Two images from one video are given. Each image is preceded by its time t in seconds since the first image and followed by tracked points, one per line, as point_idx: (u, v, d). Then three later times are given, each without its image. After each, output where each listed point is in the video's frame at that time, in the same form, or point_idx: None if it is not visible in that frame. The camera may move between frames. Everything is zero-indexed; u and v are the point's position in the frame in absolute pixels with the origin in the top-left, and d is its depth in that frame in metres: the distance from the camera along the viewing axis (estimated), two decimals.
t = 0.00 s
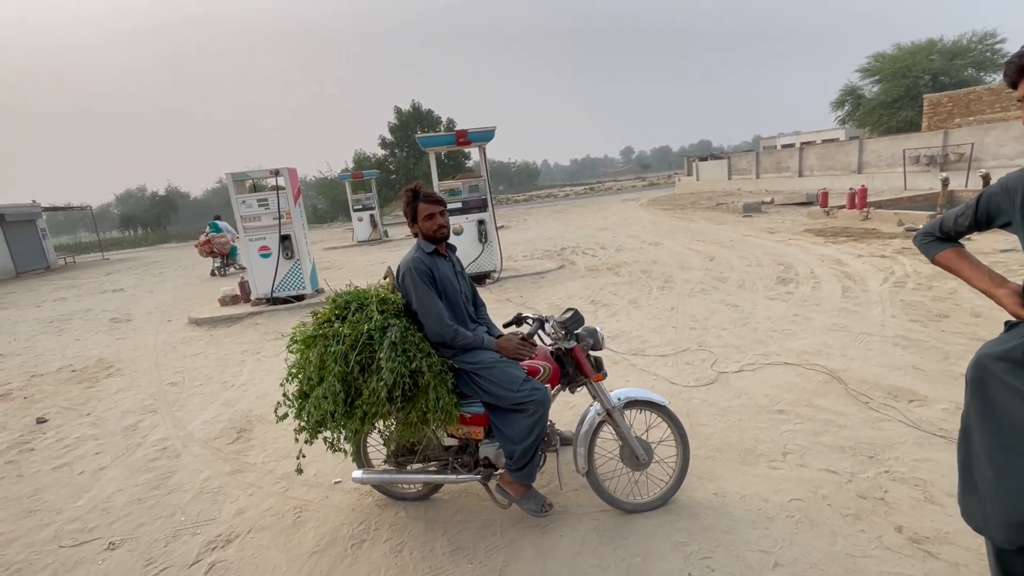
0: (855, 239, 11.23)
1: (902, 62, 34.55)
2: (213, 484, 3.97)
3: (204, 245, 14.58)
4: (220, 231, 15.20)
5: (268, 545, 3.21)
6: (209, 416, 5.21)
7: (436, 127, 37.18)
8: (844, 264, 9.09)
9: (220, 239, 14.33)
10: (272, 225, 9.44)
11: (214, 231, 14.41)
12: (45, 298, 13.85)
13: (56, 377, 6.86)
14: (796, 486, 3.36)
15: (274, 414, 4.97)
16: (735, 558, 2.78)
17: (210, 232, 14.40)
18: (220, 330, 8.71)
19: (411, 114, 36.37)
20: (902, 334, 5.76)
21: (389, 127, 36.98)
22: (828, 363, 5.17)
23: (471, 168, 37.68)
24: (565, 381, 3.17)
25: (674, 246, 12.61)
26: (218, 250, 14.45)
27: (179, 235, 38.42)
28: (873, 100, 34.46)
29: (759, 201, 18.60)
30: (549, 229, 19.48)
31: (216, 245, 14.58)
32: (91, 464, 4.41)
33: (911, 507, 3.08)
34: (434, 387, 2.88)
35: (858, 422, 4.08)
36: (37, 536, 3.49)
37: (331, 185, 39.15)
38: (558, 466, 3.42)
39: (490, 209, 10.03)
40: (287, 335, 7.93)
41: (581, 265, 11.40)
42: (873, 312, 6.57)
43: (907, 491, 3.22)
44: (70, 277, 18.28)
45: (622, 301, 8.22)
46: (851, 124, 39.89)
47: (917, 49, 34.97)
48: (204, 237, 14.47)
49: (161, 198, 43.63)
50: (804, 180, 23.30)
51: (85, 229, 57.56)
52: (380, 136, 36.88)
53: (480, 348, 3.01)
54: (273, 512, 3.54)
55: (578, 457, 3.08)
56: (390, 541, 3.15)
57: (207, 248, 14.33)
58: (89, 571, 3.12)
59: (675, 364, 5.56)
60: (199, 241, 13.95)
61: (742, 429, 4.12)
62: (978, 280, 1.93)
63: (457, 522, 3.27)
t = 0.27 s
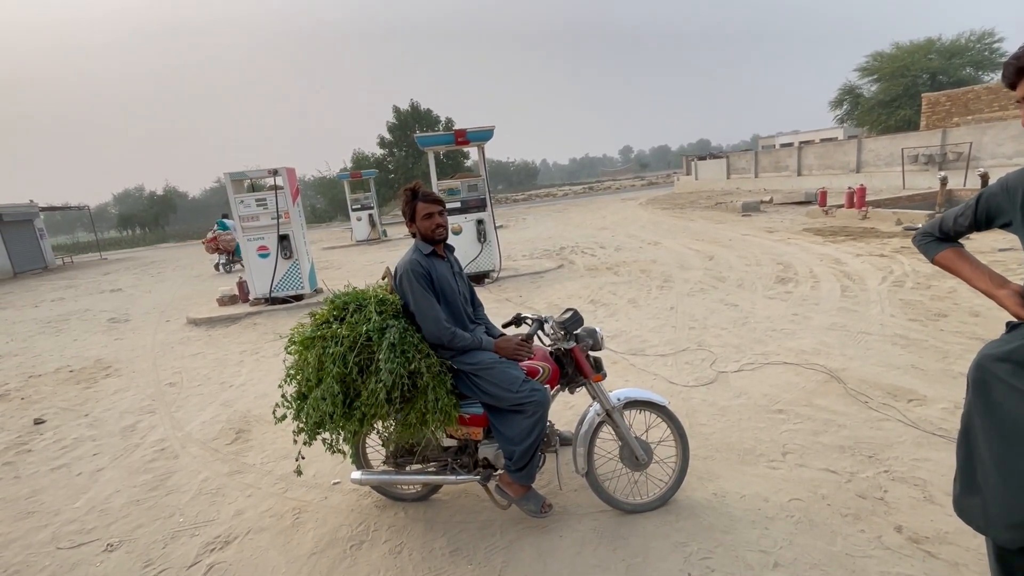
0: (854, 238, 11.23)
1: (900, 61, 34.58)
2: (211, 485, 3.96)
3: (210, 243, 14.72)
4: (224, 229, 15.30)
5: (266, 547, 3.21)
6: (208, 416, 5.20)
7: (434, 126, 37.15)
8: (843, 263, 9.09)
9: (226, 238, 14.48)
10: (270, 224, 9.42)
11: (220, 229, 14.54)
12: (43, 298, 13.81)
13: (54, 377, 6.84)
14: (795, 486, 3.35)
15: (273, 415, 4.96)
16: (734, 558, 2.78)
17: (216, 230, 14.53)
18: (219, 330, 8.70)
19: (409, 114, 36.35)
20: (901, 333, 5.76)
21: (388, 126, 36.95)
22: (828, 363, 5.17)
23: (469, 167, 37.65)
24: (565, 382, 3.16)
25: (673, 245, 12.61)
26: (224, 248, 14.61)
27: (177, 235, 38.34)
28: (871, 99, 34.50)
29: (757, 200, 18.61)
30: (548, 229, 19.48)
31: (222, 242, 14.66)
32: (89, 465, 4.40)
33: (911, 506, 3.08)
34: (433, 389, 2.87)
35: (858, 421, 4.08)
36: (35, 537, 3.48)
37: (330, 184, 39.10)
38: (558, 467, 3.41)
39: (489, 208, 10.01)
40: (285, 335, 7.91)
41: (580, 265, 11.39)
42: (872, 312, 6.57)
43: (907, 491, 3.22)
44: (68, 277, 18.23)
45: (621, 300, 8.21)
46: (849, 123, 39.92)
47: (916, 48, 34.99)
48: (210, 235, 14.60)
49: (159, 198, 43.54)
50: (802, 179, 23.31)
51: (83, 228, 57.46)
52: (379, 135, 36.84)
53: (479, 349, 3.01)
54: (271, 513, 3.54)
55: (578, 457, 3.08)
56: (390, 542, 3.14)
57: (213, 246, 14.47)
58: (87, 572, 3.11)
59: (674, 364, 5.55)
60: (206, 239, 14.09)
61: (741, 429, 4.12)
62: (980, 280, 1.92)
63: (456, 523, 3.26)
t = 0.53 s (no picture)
0: (850, 238, 11.26)
1: (896, 61, 34.69)
2: (207, 486, 3.95)
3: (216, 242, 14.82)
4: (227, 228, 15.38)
5: (263, 548, 3.20)
6: (204, 417, 5.18)
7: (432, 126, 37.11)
8: (840, 263, 9.12)
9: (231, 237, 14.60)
10: (267, 224, 9.40)
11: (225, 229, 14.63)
12: (38, 299, 13.75)
13: (49, 378, 6.81)
14: (791, 486, 3.36)
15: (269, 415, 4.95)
16: (731, 558, 2.78)
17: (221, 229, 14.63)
18: (215, 330, 8.67)
19: (407, 113, 36.31)
20: (897, 333, 5.78)
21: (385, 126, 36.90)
22: (824, 362, 5.18)
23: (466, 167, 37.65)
24: (562, 382, 3.16)
25: (671, 245, 12.62)
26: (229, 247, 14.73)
27: (173, 235, 38.20)
28: (867, 100, 34.61)
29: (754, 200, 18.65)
30: (546, 229, 19.49)
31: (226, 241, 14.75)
32: (84, 466, 4.38)
33: (906, 505, 3.09)
34: (430, 389, 2.87)
35: (854, 421, 4.10)
36: (30, 539, 3.47)
37: (327, 184, 39.01)
38: (555, 466, 3.42)
39: (486, 208, 10.00)
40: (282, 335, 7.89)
41: (577, 264, 11.40)
42: (868, 311, 6.59)
43: (902, 490, 3.23)
44: (63, 278, 18.14)
45: (618, 300, 8.22)
46: (846, 123, 40.04)
47: (911, 48, 35.12)
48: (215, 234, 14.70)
49: (155, 198, 43.40)
50: (799, 179, 23.37)
51: (79, 229, 57.22)
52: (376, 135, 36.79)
53: (475, 350, 3.01)
54: (268, 514, 3.53)
55: (575, 457, 3.08)
56: (386, 543, 3.13)
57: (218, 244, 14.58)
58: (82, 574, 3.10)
59: (671, 364, 5.56)
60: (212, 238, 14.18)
61: (738, 429, 4.12)
62: (973, 280, 1.92)
63: (454, 523, 3.26)
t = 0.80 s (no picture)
0: (845, 238, 11.31)
1: (891, 62, 34.86)
2: (202, 487, 3.93)
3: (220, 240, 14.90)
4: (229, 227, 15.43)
5: (258, 549, 3.19)
6: (199, 418, 5.16)
7: (428, 126, 37.10)
8: (835, 263, 9.15)
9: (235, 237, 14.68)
10: (262, 225, 9.37)
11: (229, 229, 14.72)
12: (32, 299, 13.69)
13: (42, 379, 6.77)
14: (786, 485, 3.37)
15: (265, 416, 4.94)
16: (726, 557, 2.79)
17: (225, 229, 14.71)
18: (211, 331, 8.64)
19: (403, 114, 36.28)
20: (892, 333, 5.80)
21: (382, 126, 36.87)
22: (819, 362, 5.20)
23: (463, 167, 37.65)
24: (558, 383, 3.16)
25: (667, 246, 12.64)
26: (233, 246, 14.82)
27: (169, 235, 38.06)
28: (862, 101, 34.77)
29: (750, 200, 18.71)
30: (542, 229, 19.49)
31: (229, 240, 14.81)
32: (77, 468, 4.36)
33: (900, 505, 3.10)
34: (425, 390, 2.86)
35: (849, 420, 4.11)
36: (22, 542, 3.44)
37: (323, 184, 38.94)
38: (551, 466, 3.41)
39: (483, 209, 10.00)
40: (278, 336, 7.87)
41: (574, 265, 11.40)
42: (863, 311, 6.61)
43: (896, 489, 3.24)
44: (58, 278, 18.06)
45: (614, 300, 8.22)
46: (841, 124, 40.21)
47: (906, 50, 35.29)
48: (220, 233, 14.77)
49: (150, 198, 43.24)
50: (794, 180, 23.45)
51: (74, 229, 56.96)
52: (372, 135, 36.76)
53: (471, 351, 3.00)
54: (263, 515, 3.51)
55: (571, 457, 3.08)
56: (382, 544, 3.13)
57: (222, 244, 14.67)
58: None
59: (667, 364, 5.56)
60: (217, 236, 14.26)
61: (734, 429, 4.13)
62: (965, 280, 1.93)
63: (449, 524, 3.25)
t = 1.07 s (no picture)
0: (839, 239, 11.36)
1: (884, 65, 35.09)
2: (196, 490, 3.90)
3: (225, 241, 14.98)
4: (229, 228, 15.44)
5: (253, 552, 3.16)
6: (194, 420, 5.12)
7: (424, 127, 37.09)
8: (829, 265, 9.19)
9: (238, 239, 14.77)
10: (258, 226, 9.34)
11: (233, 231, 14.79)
12: (24, 301, 13.58)
13: (34, 381, 6.72)
14: (782, 486, 3.37)
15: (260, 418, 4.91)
16: (722, 558, 2.79)
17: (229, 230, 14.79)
18: (205, 332, 8.59)
19: (399, 115, 36.27)
20: (886, 334, 5.83)
21: (377, 127, 36.82)
22: (814, 363, 5.21)
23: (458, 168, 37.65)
24: (554, 384, 3.16)
25: (662, 247, 12.66)
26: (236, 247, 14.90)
27: (163, 236, 37.84)
28: (855, 103, 34.99)
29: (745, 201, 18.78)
30: (538, 230, 19.50)
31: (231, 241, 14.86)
32: (70, 471, 4.32)
33: (895, 505, 3.11)
34: (422, 392, 2.85)
35: (844, 421, 4.12)
36: (14, 546, 3.41)
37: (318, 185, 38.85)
38: (548, 468, 3.40)
39: (479, 210, 9.99)
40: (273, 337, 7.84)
41: (570, 266, 11.41)
42: (857, 312, 6.63)
43: (892, 489, 3.25)
44: (51, 279, 17.93)
45: (610, 301, 8.23)
46: (835, 126, 40.44)
47: (898, 53, 35.52)
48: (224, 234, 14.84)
49: (144, 199, 43.02)
50: (788, 181, 23.55)
51: (66, 230, 56.58)
52: (368, 136, 36.70)
53: (467, 353, 2.99)
54: (258, 518, 3.49)
55: (568, 459, 3.07)
56: (377, 546, 3.11)
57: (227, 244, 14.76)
58: None
59: (663, 365, 5.57)
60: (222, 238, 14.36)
61: (730, 429, 4.13)
62: (958, 281, 1.93)
63: (446, 526, 3.24)
